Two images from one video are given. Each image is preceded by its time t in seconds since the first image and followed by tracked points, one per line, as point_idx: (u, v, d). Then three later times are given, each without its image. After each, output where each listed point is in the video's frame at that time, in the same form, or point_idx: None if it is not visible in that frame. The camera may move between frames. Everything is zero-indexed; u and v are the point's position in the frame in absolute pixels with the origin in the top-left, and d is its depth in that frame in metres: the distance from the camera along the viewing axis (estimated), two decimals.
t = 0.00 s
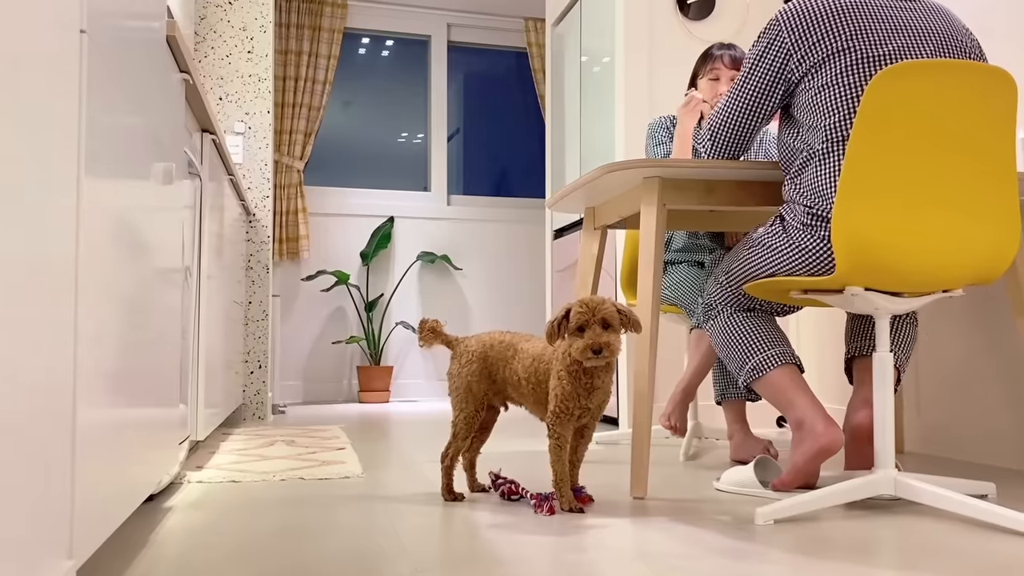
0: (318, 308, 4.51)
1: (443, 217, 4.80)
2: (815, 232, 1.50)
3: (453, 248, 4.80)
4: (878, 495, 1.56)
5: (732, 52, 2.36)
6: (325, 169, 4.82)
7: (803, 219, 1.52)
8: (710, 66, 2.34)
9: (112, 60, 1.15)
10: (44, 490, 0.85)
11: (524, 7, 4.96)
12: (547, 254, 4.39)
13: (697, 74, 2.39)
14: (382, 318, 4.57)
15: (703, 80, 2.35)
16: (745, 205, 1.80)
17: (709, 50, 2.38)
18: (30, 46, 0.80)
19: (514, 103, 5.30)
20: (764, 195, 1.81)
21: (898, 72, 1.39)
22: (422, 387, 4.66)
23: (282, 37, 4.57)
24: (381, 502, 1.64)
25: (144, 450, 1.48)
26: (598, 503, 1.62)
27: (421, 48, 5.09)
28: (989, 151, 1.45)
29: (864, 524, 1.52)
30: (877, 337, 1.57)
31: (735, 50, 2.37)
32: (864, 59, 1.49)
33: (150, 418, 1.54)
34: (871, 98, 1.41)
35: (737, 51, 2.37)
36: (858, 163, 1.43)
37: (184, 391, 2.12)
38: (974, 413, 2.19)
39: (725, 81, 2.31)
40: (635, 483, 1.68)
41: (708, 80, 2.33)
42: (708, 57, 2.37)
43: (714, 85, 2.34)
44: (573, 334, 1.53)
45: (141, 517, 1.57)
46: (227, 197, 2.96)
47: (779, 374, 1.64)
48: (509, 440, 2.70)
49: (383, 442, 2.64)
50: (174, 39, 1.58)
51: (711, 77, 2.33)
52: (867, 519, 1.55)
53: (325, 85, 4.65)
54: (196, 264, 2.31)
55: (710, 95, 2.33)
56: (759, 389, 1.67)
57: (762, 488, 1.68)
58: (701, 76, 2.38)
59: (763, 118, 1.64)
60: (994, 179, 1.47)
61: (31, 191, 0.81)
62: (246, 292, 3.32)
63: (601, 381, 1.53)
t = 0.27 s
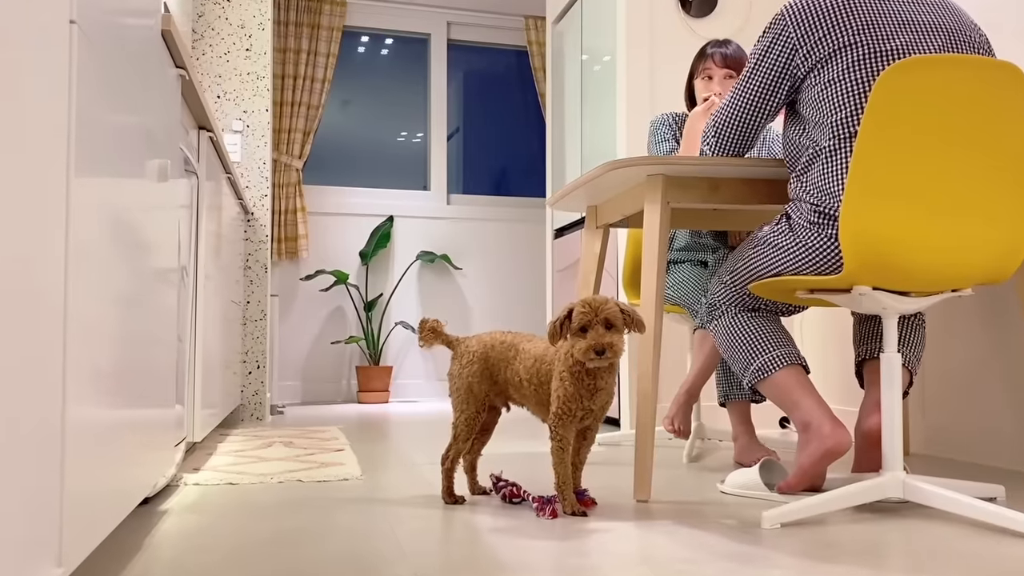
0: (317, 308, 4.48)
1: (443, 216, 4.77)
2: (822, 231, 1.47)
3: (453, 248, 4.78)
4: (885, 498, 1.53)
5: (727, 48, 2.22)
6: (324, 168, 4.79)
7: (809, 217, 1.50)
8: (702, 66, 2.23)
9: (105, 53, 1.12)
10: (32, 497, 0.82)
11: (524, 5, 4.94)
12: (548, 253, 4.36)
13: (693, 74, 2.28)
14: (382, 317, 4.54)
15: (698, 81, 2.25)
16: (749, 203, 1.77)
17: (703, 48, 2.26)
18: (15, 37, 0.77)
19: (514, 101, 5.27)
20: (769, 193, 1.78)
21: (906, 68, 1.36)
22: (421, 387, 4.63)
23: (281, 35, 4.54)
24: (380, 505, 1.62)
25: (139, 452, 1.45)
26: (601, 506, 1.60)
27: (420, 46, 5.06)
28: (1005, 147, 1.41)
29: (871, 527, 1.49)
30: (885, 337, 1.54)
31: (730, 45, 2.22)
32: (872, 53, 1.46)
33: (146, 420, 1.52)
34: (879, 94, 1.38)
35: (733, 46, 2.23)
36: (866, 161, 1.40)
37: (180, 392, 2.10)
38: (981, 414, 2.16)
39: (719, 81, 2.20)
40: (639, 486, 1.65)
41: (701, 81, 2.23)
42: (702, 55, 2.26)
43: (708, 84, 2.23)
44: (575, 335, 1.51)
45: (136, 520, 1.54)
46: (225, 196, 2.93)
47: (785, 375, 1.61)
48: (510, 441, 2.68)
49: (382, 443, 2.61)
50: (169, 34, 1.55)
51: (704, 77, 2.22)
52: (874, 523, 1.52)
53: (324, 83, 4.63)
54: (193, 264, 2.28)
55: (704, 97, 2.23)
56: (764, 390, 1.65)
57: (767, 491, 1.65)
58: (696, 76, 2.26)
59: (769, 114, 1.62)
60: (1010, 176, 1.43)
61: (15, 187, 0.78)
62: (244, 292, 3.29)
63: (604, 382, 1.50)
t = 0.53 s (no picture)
0: (315, 308, 4.46)
1: (443, 215, 4.74)
2: (830, 230, 1.44)
3: (453, 247, 4.75)
4: (894, 501, 1.50)
5: (731, 44, 2.19)
6: (322, 167, 4.76)
7: (817, 216, 1.47)
8: (707, 62, 2.21)
9: (98, 45, 1.09)
10: (19, 503, 0.79)
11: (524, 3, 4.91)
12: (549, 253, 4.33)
13: (697, 71, 2.26)
14: (381, 317, 4.52)
15: (702, 78, 2.22)
16: (754, 201, 1.74)
17: (707, 44, 2.24)
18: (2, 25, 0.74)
19: (514, 100, 5.25)
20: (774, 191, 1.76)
21: (916, 64, 1.31)
22: (421, 388, 4.60)
23: (279, 33, 4.51)
24: (380, 508, 1.59)
25: (136, 454, 1.42)
26: (605, 510, 1.57)
27: (419, 45, 5.03)
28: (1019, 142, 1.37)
29: (880, 532, 1.46)
30: (894, 338, 1.51)
31: (734, 42, 2.20)
32: (880, 49, 1.42)
33: (143, 420, 1.49)
34: (888, 91, 1.33)
35: (737, 42, 2.20)
36: (875, 160, 1.37)
37: (177, 393, 2.07)
38: (989, 415, 2.13)
39: (723, 77, 2.17)
40: (643, 489, 1.62)
41: (705, 77, 2.20)
42: (706, 52, 2.23)
43: (712, 81, 2.20)
44: (578, 335, 1.48)
45: (132, 524, 1.51)
46: (223, 195, 2.90)
47: (792, 376, 1.58)
48: (511, 442, 2.65)
49: (382, 444, 2.58)
50: (165, 28, 1.52)
51: (709, 73, 2.20)
52: (883, 526, 1.50)
53: (323, 81, 4.60)
54: (190, 264, 2.25)
55: (708, 93, 2.20)
56: (770, 391, 1.62)
57: (773, 494, 1.63)
58: (700, 73, 2.24)
59: (775, 111, 1.59)
60: None
61: None
62: (242, 292, 3.26)
63: (608, 383, 1.48)
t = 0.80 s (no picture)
0: (313, 309, 4.43)
1: (442, 215, 4.71)
2: (838, 228, 1.42)
3: (451, 247, 4.72)
4: (902, 504, 1.48)
5: (738, 41, 2.18)
6: (320, 167, 4.73)
7: (825, 214, 1.44)
8: (713, 59, 2.18)
9: (91, 37, 1.06)
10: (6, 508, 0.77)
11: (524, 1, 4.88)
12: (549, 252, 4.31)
13: (702, 67, 2.24)
14: (380, 317, 4.49)
15: (707, 74, 2.20)
16: (759, 200, 1.72)
17: (713, 41, 2.21)
18: None
19: (513, 99, 5.22)
20: (779, 189, 1.73)
21: (925, 60, 1.29)
22: (420, 388, 4.58)
23: (277, 31, 4.48)
24: (379, 511, 1.56)
25: (131, 457, 1.39)
26: (608, 513, 1.54)
27: (418, 43, 5.00)
28: None
29: (888, 535, 1.44)
30: (902, 338, 1.49)
31: (741, 39, 2.19)
32: (889, 44, 1.40)
33: (139, 422, 1.47)
34: (897, 87, 1.31)
35: (744, 40, 2.19)
36: (884, 157, 1.34)
37: (173, 393, 2.04)
38: (995, 417, 2.11)
39: (731, 74, 2.16)
40: (647, 492, 1.60)
41: (712, 74, 2.18)
42: (712, 48, 2.21)
43: (719, 78, 2.18)
44: (580, 336, 1.45)
45: (126, 528, 1.49)
46: (220, 194, 2.87)
47: (797, 378, 1.56)
48: (510, 443, 2.62)
49: (381, 446, 2.56)
50: (160, 23, 1.49)
51: (716, 70, 2.17)
52: (891, 530, 1.47)
53: (321, 80, 4.57)
54: (186, 263, 2.23)
55: (715, 90, 2.18)
56: (776, 393, 1.60)
57: (779, 496, 1.61)
58: (705, 70, 2.22)
59: (781, 108, 1.56)
60: None
61: None
62: (239, 292, 3.24)
63: (611, 385, 1.45)
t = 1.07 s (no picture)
0: (311, 309, 4.40)
1: (441, 215, 4.68)
2: (846, 229, 1.39)
3: (450, 247, 4.69)
4: (910, 509, 1.45)
5: (744, 40, 2.16)
6: (318, 166, 4.70)
7: (833, 214, 1.42)
8: (718, 57, 2.16)
9: (84, 31, 1.03)
10: None
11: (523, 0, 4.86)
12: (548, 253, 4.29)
13: (706, 65, 2.21)
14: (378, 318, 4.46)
15: (712, 72, 2.18)
16: (764, 200, 1.70)
17: (718, 39, 2.19)
18: None
19: (512, 98, 5.19)
20: (784, 189, 1.71)
21: (935, 58, 1.26)
22: (418, 390, 4.55)
23: (274, 30, 4.44)
24: (378, 517, 1.54)
25: (126, 461, 1.37)
26: (611, 519, 1.52)
27: (416, 42, 4.97)
28: None
29: (897, 541, 1.41)
30: (910, 340, 1.46)
31: (747, 38, 2.17)
32: (898, 41, 1.37)
33: (134, 425, 1.44)
34: (908, 86, 1.28)
35: (749, 39, 2.17)
36: (893, 157, 1.31)
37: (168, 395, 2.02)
38: (1001, 420, 2.09)
39: (736, 72, 2.13)
40: (651, 497, 1.57)
41: (717, 72, 2.16)
42: (717, 46, 2.18)
43: (723, 76, 2.15)
44: (584, 338, 1.43)
45: (120, 534, 1.46)
46: (217, 193, 2.84)
47: (803, 381, 1.53)
48: (510, 446, 2.60)
49: (379, 449, 2.53)
50: (156, 19, 1.45)
51: (721, 67, 2.15)
52: (899, 536, 1.45)
53: (319, 79, 4.54)
54: (181, 263, 2.19)
55: (719, 88, 2.16)
56: (782, 396, 1.57)
57: (785, 502, 1.58)
58: (709, 68, 2.19)
59: (787, 106, 1.53)
60: None
61: None
62: (236, 292, 3.20)
63: (614, 388, 1.42)
